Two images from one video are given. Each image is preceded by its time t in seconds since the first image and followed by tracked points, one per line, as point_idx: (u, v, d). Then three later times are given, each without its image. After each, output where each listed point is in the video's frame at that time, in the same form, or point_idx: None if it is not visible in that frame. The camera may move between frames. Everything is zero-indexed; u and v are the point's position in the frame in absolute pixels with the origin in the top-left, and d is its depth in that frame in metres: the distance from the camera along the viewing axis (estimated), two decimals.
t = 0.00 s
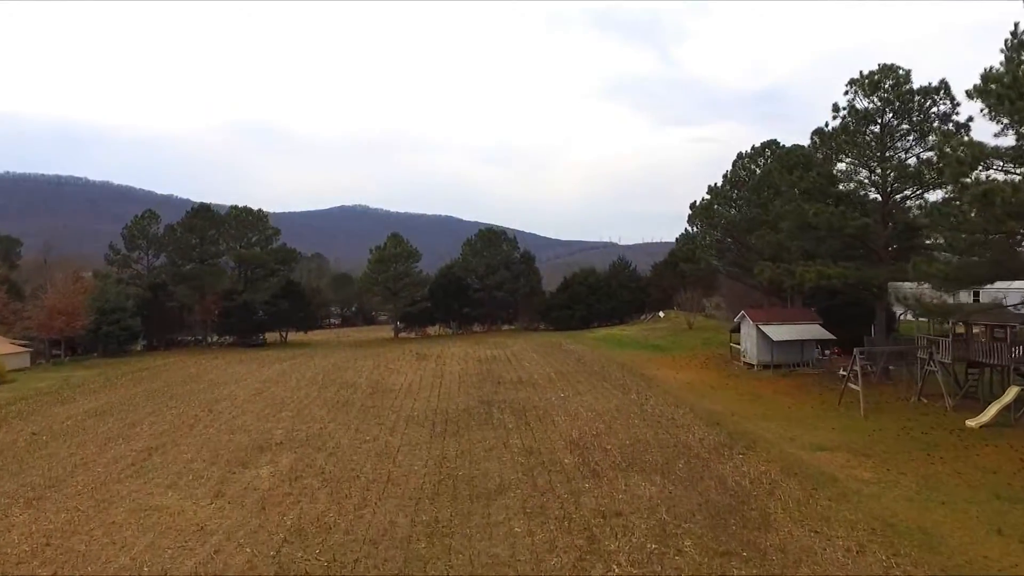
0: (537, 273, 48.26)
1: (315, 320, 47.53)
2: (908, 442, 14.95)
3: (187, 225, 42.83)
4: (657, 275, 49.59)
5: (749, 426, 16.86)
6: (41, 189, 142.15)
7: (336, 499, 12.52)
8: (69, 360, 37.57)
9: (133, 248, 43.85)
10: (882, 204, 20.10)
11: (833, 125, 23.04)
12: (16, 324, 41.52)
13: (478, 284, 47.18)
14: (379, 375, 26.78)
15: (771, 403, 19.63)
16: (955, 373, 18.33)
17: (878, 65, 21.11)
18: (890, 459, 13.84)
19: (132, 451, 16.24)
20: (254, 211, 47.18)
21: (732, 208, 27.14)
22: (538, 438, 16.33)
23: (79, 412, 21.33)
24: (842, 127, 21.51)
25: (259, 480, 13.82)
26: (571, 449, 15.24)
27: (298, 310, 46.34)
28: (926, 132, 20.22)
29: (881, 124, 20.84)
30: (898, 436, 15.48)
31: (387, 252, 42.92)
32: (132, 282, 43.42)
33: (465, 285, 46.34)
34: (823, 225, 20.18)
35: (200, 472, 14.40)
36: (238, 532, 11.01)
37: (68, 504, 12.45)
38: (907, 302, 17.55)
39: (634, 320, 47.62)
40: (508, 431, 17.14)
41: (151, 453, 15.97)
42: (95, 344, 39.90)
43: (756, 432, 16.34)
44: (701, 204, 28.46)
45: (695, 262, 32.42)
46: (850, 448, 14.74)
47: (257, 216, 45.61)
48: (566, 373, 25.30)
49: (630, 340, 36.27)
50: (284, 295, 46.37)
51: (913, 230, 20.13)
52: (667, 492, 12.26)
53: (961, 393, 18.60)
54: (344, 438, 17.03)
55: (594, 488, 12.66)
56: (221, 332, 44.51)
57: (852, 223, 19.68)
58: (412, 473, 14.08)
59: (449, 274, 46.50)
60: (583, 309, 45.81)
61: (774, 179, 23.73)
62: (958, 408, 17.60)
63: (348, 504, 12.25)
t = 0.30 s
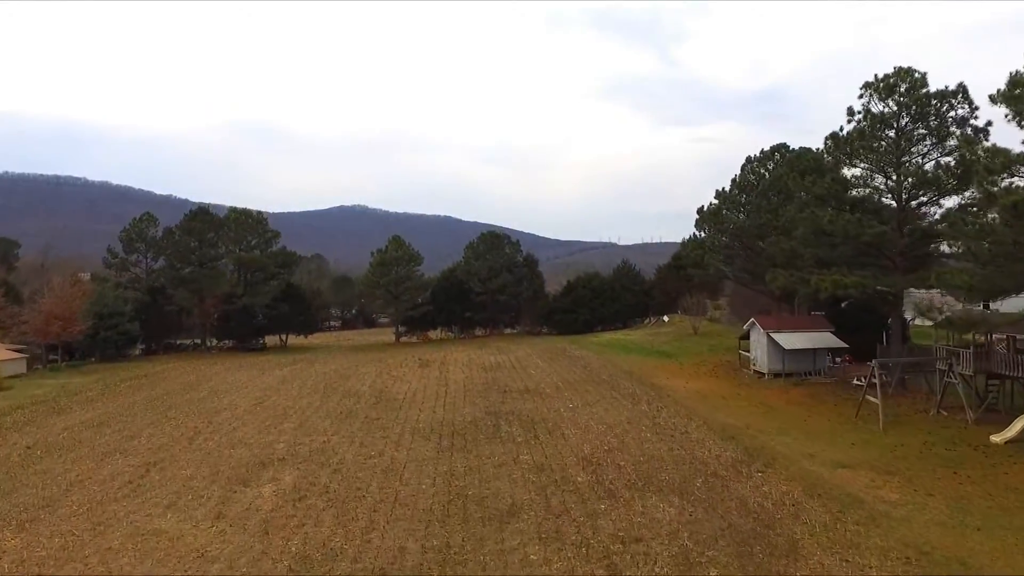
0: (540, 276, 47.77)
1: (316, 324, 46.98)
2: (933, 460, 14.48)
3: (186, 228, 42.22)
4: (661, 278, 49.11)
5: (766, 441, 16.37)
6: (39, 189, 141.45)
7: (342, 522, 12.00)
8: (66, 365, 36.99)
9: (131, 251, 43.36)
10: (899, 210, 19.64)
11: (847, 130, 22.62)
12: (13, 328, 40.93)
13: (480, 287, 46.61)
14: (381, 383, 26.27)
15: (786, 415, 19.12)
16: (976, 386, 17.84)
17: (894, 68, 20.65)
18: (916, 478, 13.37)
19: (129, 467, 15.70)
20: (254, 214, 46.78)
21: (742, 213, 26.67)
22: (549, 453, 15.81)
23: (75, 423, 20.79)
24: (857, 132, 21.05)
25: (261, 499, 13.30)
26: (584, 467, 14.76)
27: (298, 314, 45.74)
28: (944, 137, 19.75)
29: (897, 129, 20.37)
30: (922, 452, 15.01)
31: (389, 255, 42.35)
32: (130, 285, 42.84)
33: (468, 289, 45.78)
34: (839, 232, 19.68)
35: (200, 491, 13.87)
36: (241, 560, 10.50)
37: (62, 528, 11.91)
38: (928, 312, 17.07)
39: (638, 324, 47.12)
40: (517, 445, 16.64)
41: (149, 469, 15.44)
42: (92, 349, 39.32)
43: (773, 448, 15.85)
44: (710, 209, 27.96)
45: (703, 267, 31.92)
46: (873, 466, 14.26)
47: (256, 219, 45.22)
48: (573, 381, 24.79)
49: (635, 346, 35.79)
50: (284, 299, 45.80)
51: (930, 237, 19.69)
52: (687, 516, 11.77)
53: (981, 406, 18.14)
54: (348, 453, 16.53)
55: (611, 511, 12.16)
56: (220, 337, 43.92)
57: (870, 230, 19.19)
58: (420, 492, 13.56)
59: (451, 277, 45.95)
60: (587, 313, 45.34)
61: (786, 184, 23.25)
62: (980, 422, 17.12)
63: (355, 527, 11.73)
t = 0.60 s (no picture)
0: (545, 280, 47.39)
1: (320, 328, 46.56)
2: (962, 476, 14.05)
3: (187, 231, 42.08)
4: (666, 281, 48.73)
5: (787, 455, 15.95)
6: (38, 189, 140.91)
7: (357, 544, 11.56)
8: (67, 371, 36.55)
9: (132, 254, 42.83)
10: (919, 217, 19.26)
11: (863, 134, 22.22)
12: (12, 333, 40.43)
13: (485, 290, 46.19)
14: (388, 390, 25.86)
15: (804, 427, 18.71)
16: (1000, 398, 17.44)
17: (913, 71, 20.23)
18: (947, 497, 12.95)
19: (132, 482, 15.26)
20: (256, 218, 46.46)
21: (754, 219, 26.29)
22: (565, 468, 15.42)
23: (78, 434, 20.37)
24: (876, 136, 20.62)
25: (271, 518, 12.87)
26: (602, 483, 14.35)
27: (301, 318, 45.30)
28: (965, 142, 19.32)
29: (916, 133, 19.97)
30: (949, 468, 14.59)
31: (392, 259, 41.83)
32: (131, 289, 42.40)
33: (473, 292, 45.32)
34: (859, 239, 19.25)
35: (208, 509, 13.43)
36: None
37: (65, 550, 11.48)
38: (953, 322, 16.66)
39: (643, 328, 46.75)
40: (532, 459, 16.24)
41: (154, 485, 15.01)
42: (92, 354, 38.84)
43: (796, 463, 15.43)
44: (722, 214, 27.55)
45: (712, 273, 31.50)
46: (901, 482, 13.84)
47: (259, 223, 44.90)
48: (583, 389, 24.41)
49: (643, 351, 35.40)
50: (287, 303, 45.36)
51: (950, 244, 19.28)
52: (715, 540, 11.32)
53: (1005, 417, 17.77)
54: (358, 467, 16.12)
55: (636, 533, 11.72)
56: (222, 340, 43.49)
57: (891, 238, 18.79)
58: (435, 510, 13.14)
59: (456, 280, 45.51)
60: (592, 317, 44.97)
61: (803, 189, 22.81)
62: (1005, 434, 16.73)
63: (370, 550, 11.28)
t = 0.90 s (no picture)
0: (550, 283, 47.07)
1: (324, 331, 46.11)
2: (995, 492, 13.74)
3: (190, 235, 41.56)
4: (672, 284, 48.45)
5: (812, 469, 15.63)
6: (36, 189, 140.18)
7: (379, 566, 11.19)
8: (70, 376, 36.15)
9: (134, 257, 42.32)
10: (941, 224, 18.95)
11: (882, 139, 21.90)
12: (13, 337, 39.97)
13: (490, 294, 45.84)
14: (397, 397, 25.52)
15: (825, 438, 18.40)
16: None
17: (934, 74, 19.91)
18: (982, 515, 12.63)
19: (142, 497, 14.89)
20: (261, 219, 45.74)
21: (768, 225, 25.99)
22: (587, 483, 15.06)
23: (84, 444, 19.96)
24: (896, 141, 20.29)
25: (289, 537, 12.52)
26: (626, 499, 14.00)
27: (305, 322, 44.83)
28: (988, 147, 19.01)
29: (938, 138, 19.65)
30: (980, 483, 14.30)
31: (397, 262, 41.49)
32: (133, 292, 41.98)
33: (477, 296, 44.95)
34: (881, 247, 18.92)
35: (222, 527, 13.06)
36: None
37: (78, 572, 11.11)
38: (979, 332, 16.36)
39: (650, 331, 46.48)
40: (551, 473, 15.89)
41: (165, 501, 14.64)
42: (95, 358, 38.42)
43: (822, 477, 15.12)
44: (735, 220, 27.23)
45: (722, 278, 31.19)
46: (932, 499, 13.53)
47: (263, 225, 44.13)
48: (596, 397, 24.07)
49: (652, 356, 35.07)
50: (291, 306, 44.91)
51: (972, 252, 18.96)
52: (749, 561, 10.98)
53: None
54: (373, 481, 15.75)
55: (667, 554, 11.36)
56: (225, 344, 43.06)
57: (913, 246, 18.48)
58: (457, 528, 12.78)
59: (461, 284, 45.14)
60: (598, 320, 44.68)
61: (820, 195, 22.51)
62: None
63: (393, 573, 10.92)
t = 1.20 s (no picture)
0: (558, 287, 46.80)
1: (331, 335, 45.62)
2: None
3: (196, 238, 41.28)
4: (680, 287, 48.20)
5: (841, 484, 15.34)
6: (36, 189, 139.70)
7: None
8: (76, 381, 35.84)
9: (140, 261, 42.53)
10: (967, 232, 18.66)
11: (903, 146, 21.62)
12: (17, 342, 39.64)
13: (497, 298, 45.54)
14: (409, 405, 25.23)
15: (850, 450, 18.12)
16: None
17: (958, 80, 19.64)
18: (1022, 535, 12.36)
19: (160, 513, 14.62)
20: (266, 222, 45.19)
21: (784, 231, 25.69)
22: (612, 498, 14.76)
23: (95, 456, 19.64)
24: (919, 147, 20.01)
25: (313, 557, 12.22)
26: (654, 516, 13.70)
27: (312, 325, 44.41)
28: (1013, 155, 18.74)
29: (962, 145, 19.37)
30: (1014, 499, 14.04)
31: (404, 266, 41.11)
32: (138, 296, 41.78)
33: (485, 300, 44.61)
34: (905, 256, 18.63)
35: (243, 546, 12.76)
36: None
37: None
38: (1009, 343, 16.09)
39: (657, 335, 46.25)
40: (574, 487, 15.59)
41: (183, 517, 14.34)
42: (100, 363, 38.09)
43: (852, 492, 14.84)
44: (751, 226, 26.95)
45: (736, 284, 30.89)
46: (969, 516, 13.26)
47: (268, 228, 43.56)
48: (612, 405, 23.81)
49: (663, 361, 34.79)
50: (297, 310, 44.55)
51: (998, 261, 18.69)
52: None
53: None
54: (394, 495, 15.45)
55: None
56: (231, 348, 42.73)
57: (939, 255, 18.19)
58: (484, 548, 12.48)
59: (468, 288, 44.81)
60: (607, 324, 44.45)
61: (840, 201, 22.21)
62: None
63: None
